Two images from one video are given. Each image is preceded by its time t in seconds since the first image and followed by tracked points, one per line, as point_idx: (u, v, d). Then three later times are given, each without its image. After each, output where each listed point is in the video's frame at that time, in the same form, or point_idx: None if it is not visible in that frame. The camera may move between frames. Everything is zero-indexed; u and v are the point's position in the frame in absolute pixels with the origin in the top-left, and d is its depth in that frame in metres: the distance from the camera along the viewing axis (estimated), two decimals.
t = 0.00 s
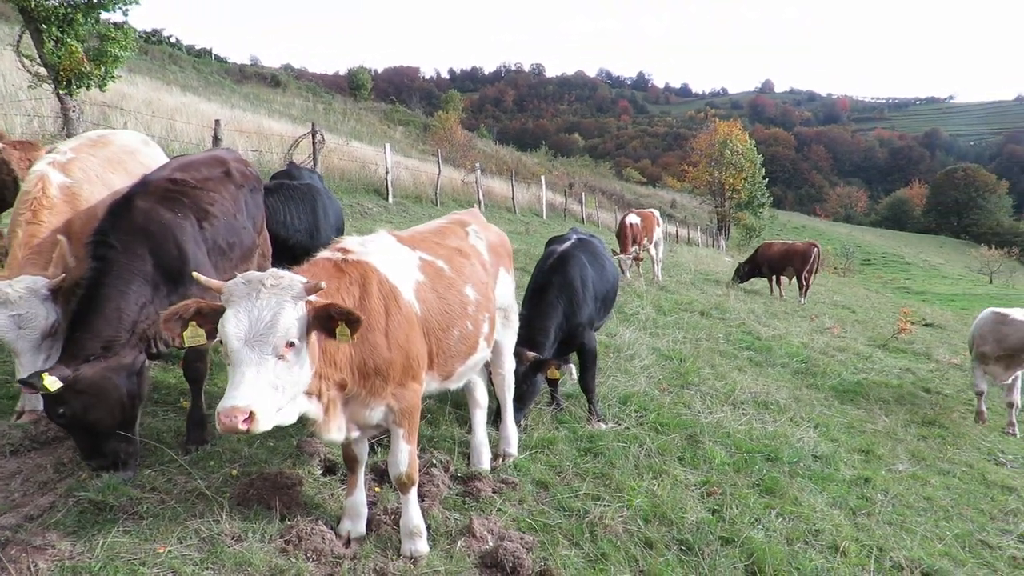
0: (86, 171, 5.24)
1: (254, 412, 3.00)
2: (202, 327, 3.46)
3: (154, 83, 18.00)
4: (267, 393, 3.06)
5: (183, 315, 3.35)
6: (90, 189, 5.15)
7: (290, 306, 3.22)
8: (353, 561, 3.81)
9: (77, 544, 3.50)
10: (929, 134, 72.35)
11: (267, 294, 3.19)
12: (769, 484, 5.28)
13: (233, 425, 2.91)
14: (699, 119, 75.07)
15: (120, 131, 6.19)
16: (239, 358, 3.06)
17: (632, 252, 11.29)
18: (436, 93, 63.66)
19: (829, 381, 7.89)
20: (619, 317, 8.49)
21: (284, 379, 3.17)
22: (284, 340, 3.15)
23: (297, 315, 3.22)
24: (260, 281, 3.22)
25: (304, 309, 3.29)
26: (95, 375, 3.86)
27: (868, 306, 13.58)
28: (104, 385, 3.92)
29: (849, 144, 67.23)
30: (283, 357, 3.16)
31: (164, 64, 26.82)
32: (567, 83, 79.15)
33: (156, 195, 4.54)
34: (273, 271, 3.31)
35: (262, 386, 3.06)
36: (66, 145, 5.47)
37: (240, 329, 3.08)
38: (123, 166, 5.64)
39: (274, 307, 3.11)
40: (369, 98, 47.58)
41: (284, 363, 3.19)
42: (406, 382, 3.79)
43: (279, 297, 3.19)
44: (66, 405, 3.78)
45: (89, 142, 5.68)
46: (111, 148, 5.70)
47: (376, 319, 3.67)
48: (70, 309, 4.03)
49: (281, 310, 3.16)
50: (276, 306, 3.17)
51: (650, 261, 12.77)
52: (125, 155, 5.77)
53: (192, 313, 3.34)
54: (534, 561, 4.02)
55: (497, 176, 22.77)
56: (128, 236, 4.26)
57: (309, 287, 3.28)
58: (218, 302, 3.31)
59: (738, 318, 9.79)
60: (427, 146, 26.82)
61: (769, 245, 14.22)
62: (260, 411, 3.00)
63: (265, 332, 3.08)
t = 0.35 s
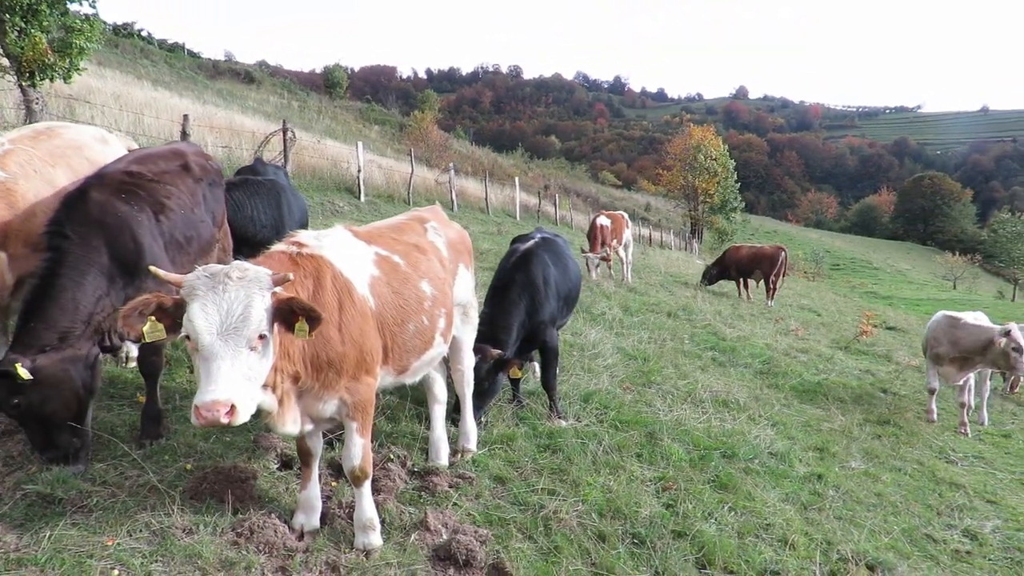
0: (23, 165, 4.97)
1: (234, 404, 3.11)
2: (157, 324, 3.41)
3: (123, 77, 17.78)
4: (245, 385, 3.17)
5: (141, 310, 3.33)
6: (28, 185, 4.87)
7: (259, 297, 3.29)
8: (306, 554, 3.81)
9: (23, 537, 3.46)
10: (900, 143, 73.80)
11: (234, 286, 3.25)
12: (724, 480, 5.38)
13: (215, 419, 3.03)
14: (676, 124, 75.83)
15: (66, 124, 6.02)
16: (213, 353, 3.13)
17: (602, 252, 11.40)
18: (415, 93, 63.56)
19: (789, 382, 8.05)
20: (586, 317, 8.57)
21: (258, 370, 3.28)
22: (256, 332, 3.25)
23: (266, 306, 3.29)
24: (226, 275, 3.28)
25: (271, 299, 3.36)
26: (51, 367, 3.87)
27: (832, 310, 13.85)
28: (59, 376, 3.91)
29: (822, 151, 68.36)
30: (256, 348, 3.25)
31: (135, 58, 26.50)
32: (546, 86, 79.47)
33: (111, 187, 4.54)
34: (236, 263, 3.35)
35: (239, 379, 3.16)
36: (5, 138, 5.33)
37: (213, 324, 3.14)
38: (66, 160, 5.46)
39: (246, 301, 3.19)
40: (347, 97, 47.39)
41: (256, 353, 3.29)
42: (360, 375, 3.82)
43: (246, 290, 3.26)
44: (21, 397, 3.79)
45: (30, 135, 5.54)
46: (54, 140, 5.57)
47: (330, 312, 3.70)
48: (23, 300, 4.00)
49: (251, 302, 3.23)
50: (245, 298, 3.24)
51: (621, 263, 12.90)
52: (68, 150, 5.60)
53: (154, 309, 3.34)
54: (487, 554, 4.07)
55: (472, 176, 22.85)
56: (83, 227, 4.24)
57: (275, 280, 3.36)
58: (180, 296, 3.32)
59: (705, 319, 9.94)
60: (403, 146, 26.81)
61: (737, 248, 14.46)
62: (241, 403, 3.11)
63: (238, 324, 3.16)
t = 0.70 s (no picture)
0: None
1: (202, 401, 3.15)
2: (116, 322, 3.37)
3: (90, 74, 17.53)
4: (212, 383, 3.20)
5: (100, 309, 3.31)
6: None
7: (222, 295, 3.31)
8: (262, 550, 3.82)
9: None
10: (869, 149, 75.26)
11: (197, 284, 3.25)
12: (683, 476, 5.48)
13: (185, 417, 3.06)
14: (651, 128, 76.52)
15: (24, 124, 5.96)
16: (179, 351, 3.14)
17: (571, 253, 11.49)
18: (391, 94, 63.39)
19: (752, 381, 8.21)
20: (554, 317, 8.65)
21: (223, 366, 3.31)
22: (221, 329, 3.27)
23: (229, 304, 3.32)
24: (188, 273, 3.28)
25: (234, 296, 3.38)
26: (9, 363, 3.82)
27: (798, 311, 14.11)
28: (17, 373, 3.85)
29: (794, 157, 69.46)
30: (221, 345, 3.28)
31: (103, 55, 26.16)
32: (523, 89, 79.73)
33: (70, 183, 4.52)
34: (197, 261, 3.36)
35: (205, 377, 3.19)
36: None
37: (177, 322, 3.14)
38: (13, 158, 5.37)
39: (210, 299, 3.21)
40: (321, 98, 47.13)
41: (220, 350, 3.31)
42: (318, 372, 3.84)
43: (209, 287, 3.27)
44: None
45: None
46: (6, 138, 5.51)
47: (290, 308, 3.72)
48: None
49: (215, 299, 3.25)
50: (208, 296, 3.25)
51: (591, 264, 13.02)
52: (19, 147, 5.53)
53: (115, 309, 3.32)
54: (445, 549, 4.11)
55: (446, 178, 22.90)
56: (40, 223, 4.22)
57: (238, 277, 3.39)
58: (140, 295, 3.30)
59: (672, 320, 10.08)
60: (376, 147, 26.76)
61: (706, 249, 14.68)
62: (209, 400, 3.16)
63: (203, 323, 3.18)
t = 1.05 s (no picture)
0: None
1: (149, 406, 3.11)
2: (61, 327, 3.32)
3: (40, 74, 17.10)
4: (159, 386, 3.16)
5: (46, 313, 3.26)
6: None
7: (168, 298, 3.27)
8: (211, 557, 3.77)
9: None
10: (829, 151, 77.00)
11: (142, 288, 3.21)
12: (639, 474, 5.56)
13: (130, 422, 3.02)
14: (616, 131, 77.23)
15: None
16: (124, 356, 3.10)
17: (533, 255, 11.56)
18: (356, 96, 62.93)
19: (710, 379, 8.35)
20: (515, 319, 8.69)
21: (171, 371, 3.27)
22: (168, 332, 3.23)
23: (177, 307, 3.28)
24: (134, 277, 3.24)
25: (182, 299, 3.34)
26: None
27: (758, 311, 14.38)
28: None
29: (756, 160, 70.76)
30: (168, 350, 3.24)
31: (56, 55, 25.52)
32: (489, 92, 79.86)
33: (14, 186, 4.42)
34: (143, 264, 3.32)
35: (152, 380, 3.15)
36: None
37: (122, 326, 3.10)
38: None
39: (155, 302, 3.17)
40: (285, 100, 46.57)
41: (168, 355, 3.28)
42: (269, 375, 3.81)
43: (155, 291, 3.23)
44: None
45: None
46: None
47: (240, 312, 3.69)
48: None
49: (161, 302, 3.22)
50: (154, 299, 3.21)
51: (555, 267, 13.11)
52: None
53: (59, 314, 3.28)
54: (399, 551, 4.10)
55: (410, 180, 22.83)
56: None
57: (185, 280, 3.35)
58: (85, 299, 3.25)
59: (633, 321, 10.19)
60: (340, 149, 26.57)
61: (667, 251, 14.89)
62: (155, 404, 3.12)
63: (149, 327, 3.14)
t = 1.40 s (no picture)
0: None
1: (65, 409, 2.98)
2: None
3: None
4: (75, 387, 3.03)
5: None
6: None
7: (85, 295, 3.14)
8: (137, 562, 3.64)
9: None
10: (767, 151, 79.38)
11: (57, 285, 3.08)
12: (579, 467, 5.62)
13: (44, 426, 2.89)
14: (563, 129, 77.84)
15: None
16: (37, 357, 2.96)
17: (478, 251, 11.56)
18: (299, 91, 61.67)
19: (650, 372, 8.52)
20: (458, 315, 8.67)
21: (90, 371, 3.14)
22: (85, 331, 3.10)
23: (95, 305, 3.15)
24: (47, 273, 3.09)
25: (100, 297, 3.21)
26: None
27: (698, 305, 14.71)
28: None
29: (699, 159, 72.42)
30: (87, 350, 3.11)
31: None
32: (436, 88, 79.41)
33: None
34: (59, 260, 3.18)
35: (68, 381, 3.01)
36: None
37: (35, 326, 2.97)
38: None
39: (70, 300, 3.04)
40: (223, 94, 45.28)
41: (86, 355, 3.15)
42: (197, 375, 3.67)
43: (71, 288, 3.10)
44: None
45: None
46: None
47: (163, 309, 3.56)
48: None
49: (77, 300, 3.08)
50: (70, 297, 3.08)
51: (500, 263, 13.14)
52: None
53: None
54: (335, 550, 4.03)
55: (353, 177, 22.54)
56: None
57: (103, 276, 3.22)
58: None
59: (576, 316, 10.30)
60: (281, 145, 26.01)
61: (610, 247, 15.11)
62: (72, 407, 2.99)
63: (64, 326, 3.01)
